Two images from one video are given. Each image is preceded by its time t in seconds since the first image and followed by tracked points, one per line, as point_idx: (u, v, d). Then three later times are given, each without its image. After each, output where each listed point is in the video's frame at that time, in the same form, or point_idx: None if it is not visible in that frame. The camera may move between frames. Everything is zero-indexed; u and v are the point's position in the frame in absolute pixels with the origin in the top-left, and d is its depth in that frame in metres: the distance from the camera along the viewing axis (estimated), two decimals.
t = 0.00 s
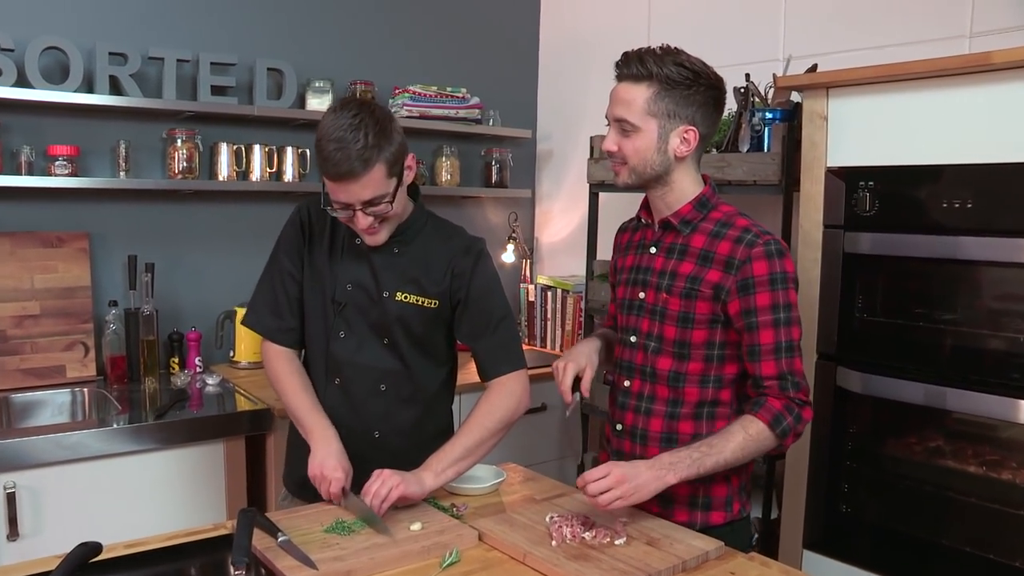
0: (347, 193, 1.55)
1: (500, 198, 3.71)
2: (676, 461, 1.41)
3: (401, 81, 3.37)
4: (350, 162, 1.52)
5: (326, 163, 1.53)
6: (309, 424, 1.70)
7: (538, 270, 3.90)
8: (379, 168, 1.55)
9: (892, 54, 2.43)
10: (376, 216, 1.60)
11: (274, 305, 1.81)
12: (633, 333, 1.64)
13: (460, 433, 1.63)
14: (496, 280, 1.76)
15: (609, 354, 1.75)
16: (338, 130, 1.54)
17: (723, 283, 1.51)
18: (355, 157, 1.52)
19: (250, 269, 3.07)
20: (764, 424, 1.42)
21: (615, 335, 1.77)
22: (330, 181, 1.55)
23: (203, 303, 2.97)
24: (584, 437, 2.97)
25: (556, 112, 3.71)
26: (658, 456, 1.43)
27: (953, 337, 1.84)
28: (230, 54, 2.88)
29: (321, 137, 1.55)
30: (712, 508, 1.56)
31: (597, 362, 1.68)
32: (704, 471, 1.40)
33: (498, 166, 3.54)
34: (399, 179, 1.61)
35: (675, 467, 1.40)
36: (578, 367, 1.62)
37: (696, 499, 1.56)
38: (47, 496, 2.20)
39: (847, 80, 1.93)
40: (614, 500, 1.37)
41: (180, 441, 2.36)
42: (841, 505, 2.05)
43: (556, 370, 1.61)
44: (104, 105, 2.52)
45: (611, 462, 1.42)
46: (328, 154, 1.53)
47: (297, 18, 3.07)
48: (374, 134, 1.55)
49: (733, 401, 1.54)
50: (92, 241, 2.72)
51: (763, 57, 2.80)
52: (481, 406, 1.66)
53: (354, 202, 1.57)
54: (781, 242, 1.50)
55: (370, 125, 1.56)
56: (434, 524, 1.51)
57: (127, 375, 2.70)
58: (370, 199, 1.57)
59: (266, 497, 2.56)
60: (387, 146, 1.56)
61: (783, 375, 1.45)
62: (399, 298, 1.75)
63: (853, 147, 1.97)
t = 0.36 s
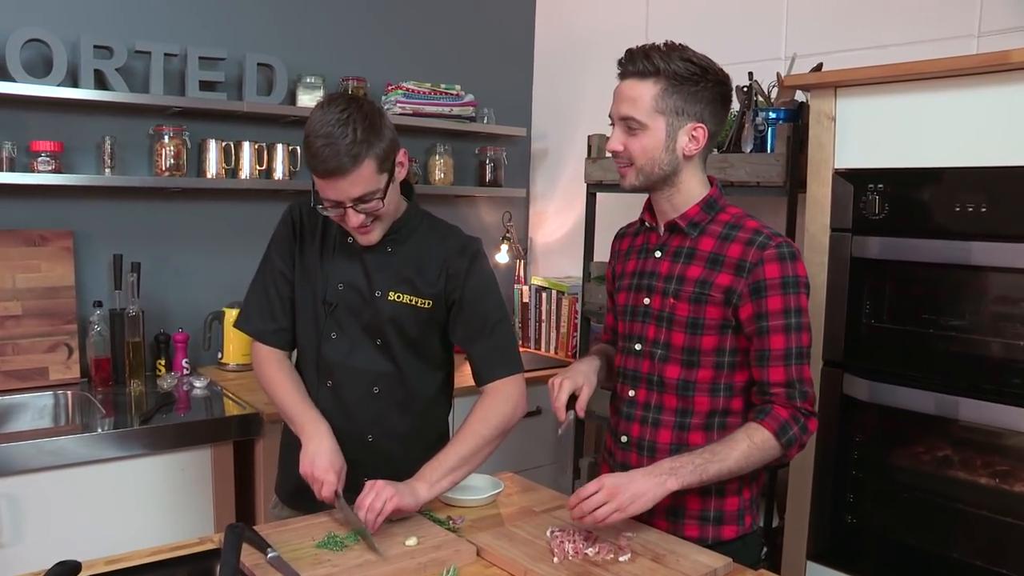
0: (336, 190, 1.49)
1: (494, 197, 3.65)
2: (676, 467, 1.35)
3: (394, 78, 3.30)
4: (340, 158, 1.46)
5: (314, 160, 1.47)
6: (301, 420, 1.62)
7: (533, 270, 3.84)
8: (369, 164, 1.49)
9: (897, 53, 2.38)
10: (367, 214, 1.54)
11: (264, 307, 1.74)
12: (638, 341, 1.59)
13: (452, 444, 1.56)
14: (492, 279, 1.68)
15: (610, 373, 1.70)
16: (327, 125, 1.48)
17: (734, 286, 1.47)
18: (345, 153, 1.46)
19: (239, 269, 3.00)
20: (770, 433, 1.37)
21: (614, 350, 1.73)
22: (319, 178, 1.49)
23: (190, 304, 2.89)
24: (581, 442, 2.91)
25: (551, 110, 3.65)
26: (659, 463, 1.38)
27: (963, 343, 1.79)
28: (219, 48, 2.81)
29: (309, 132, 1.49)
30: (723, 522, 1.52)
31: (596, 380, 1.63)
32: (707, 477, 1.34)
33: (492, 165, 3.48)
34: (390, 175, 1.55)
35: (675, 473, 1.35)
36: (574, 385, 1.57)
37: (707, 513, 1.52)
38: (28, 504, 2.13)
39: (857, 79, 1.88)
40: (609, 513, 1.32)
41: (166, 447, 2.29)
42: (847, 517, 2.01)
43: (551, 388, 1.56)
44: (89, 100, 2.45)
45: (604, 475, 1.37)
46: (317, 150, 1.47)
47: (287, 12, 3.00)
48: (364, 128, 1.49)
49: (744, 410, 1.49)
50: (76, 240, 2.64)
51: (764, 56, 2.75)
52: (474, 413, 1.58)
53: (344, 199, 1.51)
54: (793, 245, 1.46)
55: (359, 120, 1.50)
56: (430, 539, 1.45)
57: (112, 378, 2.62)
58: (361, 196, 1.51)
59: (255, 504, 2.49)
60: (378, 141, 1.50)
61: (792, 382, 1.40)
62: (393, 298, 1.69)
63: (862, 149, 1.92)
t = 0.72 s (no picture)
0: (328, 186, 1.43)
1: (488, 199, 3.59)
2: (684, 479, 1.29)
3: (385, 77, 3.24)
4: (332, 151, 1.40)
5: (305, 154, 1.41)
6: (285, 441, 1.56)
7: (527, 273, 3.78)
8: (362, 159, 1.44)
9: (901, 49, 2.33)
10: (361, 212, 1.48)
11: (251, 319, 1.67)
12: (642, 347, 1.53)
13: (455, 452, 1.50)
14: (489, 284, 1.62)
15: (614, 385, 1.64)
16: (319, 120, 1.43)
17: (745, 290, 1.41)
18: (337, 147, 1.41)
19: (229, 274, 2.93)
20: (782, 443, 1.32)
21: (617, 360, 1.67)
22: (309, 173, 1.43)
23: (179, 310, 2.82)
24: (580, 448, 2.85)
25: (546, 109, 3.59)
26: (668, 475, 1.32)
27: (977, 345, 1.74)
28: (206, 48, 2.74)
29: (300, 127, 1.44)
30: (734, 535, 1.46)
31: (599, 394, 1.57)
32: (717, 489, 1.29)
33: (486, 165, 3.42)
34: (383, 173, 1.50)
35: (685, 485, 1.28)
36: (578, 400, 1.50)
37: (717, 526, 1.46)
38: (11, 520, 2.05)
39: (864, 74, 1.82)
40: (615, 526, 1.25)
41: (154, 459, 2.22)
42: (858, 524, 1.96)
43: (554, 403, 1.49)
44: (72, 101, 2.37)
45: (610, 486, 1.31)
46: (308, 144, 1.41)
47: (275, 10, 2.93)
48: (357, 123, 1.43)
49: (754, 418, 1.44)
50: (60, 246, 2.57)
51: (764, 52, 2.70)
52: (478, 421, 1.53)
53: (337, 196, 1.45)
54: (804, 246, 1.41)
55: (352, 114, 1.44)
56: (432, 558, 1.38)
57: (98, 388, 2.55)
58: (354, 192, 1.45)
59: (247, 516, 2.42)
60: (372, 137, 1.45)
61: (805, 391, 1.34)
62: (387, 305, 1.62)
63: (871, 147, 1.87)
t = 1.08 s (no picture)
0: (322, 181, 1.38)
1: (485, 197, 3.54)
2: (694, 491, 1.24)
3: (380, 74, 3.18)
4: (325, 144, 1.35)
5: (298, 148, 1.36)
6: (290, 429, 1.49)
7: (525, 272, 3.73)
8: (357, 153, 1.38)
9: (907, 43, 2.29)
10: (356, 208, 1.43)
11: (242, 319, 1.61)
12: (651, 350, 1.48)
13: (457, 465, 1.44)
14: (490, 285, 1.57)
15: (621, 390, 1.59)
16: (311, 113, 1.38)
17: (759, 292, 1.36)
18: (330, 140, 1.36)
19: (221, 275, 2.86)
20: (797, 452, 1.27)
21: (624, 363, 1.62)
22: (302, 168, 1.38)
23: (170, 312, 2.75)
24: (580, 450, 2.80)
25: (542, 107, 3.54)
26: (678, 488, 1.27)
27: (994, 346, 1.70)
28: (198, 44, 2.68)
29: (292, 121, 1.39)
30: (748, 544, 1.41)
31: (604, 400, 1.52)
32: (729, 502, 1.23)
33: (482, 164, 3.37)
34: (379, 168, 1.44)
35: (696, 498, 1.23)
36: (582, 407, 1.46)
37: (730, 535, 1.41)
38: None
39: (877, 68, 1.77)
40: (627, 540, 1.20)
41: (146, 466, 2.15)
42: (871, 530, 1.91)
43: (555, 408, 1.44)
44: (59, 99, 2.31)
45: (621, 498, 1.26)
46: (301, 138, 1.36)
47: (268, 6, 2.87)
48: (351, 116, 1.39)
49: (768, 424, 1.39)
50: (48, 247, 2.50)
51: (766, 48, 2.65)
52: (479, 429, 1.47)
53: (331, 192, 1.39)
54: (821, 246, 1.36)
55: (345, 108, 1.40)
56: (436, 571, 1.33)
57: (88, 392, 2.48)
58: (349, 187, 1.39)
59: (241, 524, 2.36)
60: (367, 131, 1.40)
61: (820, 397, 1.29)
62: (383, 305, 1.57)
63: (883, 143, 1.82)
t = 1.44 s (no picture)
0: (321, 177, 1.33)
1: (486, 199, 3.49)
2: (711, 508, 1.19)
3: (379, 74, 3.13)
4: (324, 137, 1.31)
5: (297, 143, 1.32)
6: (296, 447, 1.43)
7: (526, 275, 3.68)
8: (356, 147, 1.34)
9: (918, 40, 2.24)
10: (356, 206, 1.37)
11: (244, 324, 1.56)
12: (660, 358, 1.43)
13: (462, 474, 1.38)
14: (495, 289, 1.52)
15: (628, 398, 1.53)
16: (309, 108, 1.34)
17: (774, 296, 1.31)
18: (329, 134, 1.31)
19: (217, 279, 2.81)
20: (815, 463, 1.21)
21: (629, 371, 1.57)
22: (301, 163, 1.33)
23: (165, 317, 2.70)
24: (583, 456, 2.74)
25: (544, 108, 3.49)
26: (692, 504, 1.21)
27: (1013, 351, 1.64)
28: (193, 43, 2.63)
29: (290, 116, 1.34)
30: (762, 557, 1.36)
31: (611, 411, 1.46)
32: (746, 518, 1.18)
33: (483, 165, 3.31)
34: (381, 165, 1.39)
35: (714, 515, 1.18)
36: (588, 417, 1.40)
37: (744, 548, 1.36)
38: None
39: (890, 64, 1.72)
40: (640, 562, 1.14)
41: (139, 476, 2.10)
42: (885, 540, 1.86)
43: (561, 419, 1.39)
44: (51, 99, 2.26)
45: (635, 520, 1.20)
46: (298, 133, 1.32)
47: (264, 4, 2.81)
48: (351, 110, 1.34)
49: (783, 433, 1.33)
50: (40, 251, 2.45)
51: (772, 46, 2.60)
52: (485, 437, 1.41)
53: (330, 189, 1.34)
54: (837, 248, 1.30)
55: (345, 102, 1.36)
56: None
57: (80, 400, 2.43)
58: (349, 184, 1.34)
59: (237, 534, 2.31)
60: (367, 126, 1.36)
61: (837, 404, 1.24)
62: (386, 310, 1.52)
63: (896, 141, 1.77)
